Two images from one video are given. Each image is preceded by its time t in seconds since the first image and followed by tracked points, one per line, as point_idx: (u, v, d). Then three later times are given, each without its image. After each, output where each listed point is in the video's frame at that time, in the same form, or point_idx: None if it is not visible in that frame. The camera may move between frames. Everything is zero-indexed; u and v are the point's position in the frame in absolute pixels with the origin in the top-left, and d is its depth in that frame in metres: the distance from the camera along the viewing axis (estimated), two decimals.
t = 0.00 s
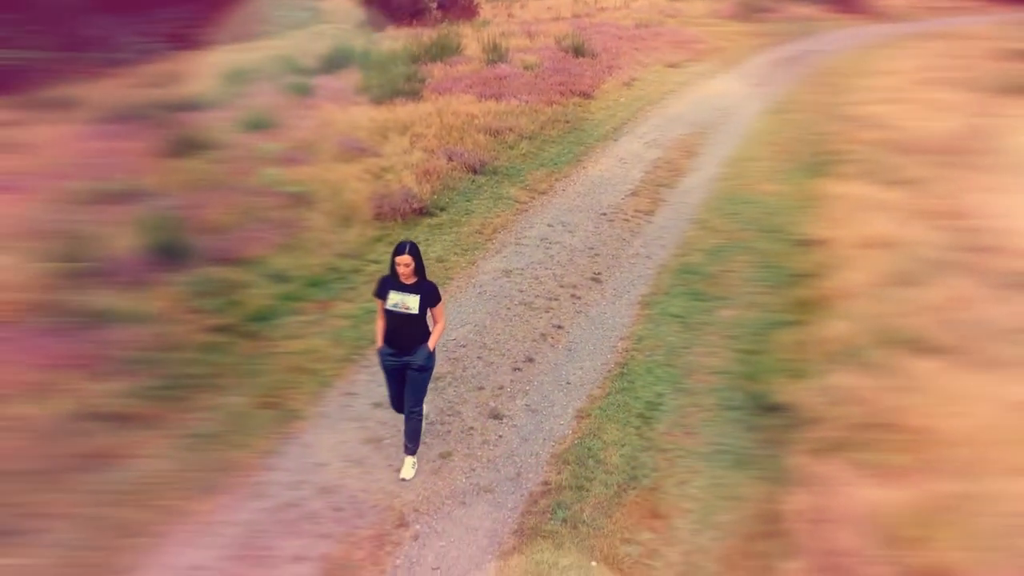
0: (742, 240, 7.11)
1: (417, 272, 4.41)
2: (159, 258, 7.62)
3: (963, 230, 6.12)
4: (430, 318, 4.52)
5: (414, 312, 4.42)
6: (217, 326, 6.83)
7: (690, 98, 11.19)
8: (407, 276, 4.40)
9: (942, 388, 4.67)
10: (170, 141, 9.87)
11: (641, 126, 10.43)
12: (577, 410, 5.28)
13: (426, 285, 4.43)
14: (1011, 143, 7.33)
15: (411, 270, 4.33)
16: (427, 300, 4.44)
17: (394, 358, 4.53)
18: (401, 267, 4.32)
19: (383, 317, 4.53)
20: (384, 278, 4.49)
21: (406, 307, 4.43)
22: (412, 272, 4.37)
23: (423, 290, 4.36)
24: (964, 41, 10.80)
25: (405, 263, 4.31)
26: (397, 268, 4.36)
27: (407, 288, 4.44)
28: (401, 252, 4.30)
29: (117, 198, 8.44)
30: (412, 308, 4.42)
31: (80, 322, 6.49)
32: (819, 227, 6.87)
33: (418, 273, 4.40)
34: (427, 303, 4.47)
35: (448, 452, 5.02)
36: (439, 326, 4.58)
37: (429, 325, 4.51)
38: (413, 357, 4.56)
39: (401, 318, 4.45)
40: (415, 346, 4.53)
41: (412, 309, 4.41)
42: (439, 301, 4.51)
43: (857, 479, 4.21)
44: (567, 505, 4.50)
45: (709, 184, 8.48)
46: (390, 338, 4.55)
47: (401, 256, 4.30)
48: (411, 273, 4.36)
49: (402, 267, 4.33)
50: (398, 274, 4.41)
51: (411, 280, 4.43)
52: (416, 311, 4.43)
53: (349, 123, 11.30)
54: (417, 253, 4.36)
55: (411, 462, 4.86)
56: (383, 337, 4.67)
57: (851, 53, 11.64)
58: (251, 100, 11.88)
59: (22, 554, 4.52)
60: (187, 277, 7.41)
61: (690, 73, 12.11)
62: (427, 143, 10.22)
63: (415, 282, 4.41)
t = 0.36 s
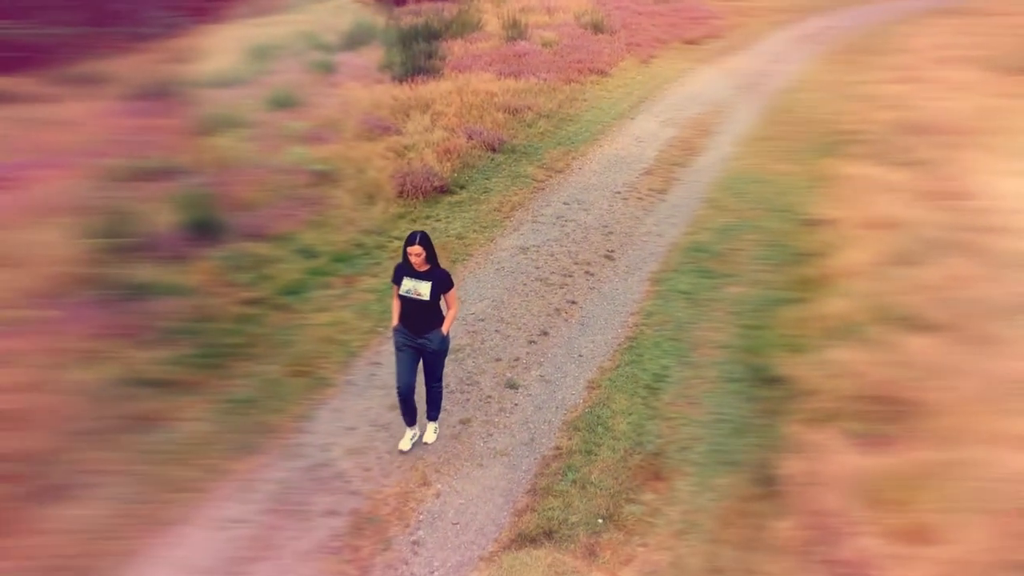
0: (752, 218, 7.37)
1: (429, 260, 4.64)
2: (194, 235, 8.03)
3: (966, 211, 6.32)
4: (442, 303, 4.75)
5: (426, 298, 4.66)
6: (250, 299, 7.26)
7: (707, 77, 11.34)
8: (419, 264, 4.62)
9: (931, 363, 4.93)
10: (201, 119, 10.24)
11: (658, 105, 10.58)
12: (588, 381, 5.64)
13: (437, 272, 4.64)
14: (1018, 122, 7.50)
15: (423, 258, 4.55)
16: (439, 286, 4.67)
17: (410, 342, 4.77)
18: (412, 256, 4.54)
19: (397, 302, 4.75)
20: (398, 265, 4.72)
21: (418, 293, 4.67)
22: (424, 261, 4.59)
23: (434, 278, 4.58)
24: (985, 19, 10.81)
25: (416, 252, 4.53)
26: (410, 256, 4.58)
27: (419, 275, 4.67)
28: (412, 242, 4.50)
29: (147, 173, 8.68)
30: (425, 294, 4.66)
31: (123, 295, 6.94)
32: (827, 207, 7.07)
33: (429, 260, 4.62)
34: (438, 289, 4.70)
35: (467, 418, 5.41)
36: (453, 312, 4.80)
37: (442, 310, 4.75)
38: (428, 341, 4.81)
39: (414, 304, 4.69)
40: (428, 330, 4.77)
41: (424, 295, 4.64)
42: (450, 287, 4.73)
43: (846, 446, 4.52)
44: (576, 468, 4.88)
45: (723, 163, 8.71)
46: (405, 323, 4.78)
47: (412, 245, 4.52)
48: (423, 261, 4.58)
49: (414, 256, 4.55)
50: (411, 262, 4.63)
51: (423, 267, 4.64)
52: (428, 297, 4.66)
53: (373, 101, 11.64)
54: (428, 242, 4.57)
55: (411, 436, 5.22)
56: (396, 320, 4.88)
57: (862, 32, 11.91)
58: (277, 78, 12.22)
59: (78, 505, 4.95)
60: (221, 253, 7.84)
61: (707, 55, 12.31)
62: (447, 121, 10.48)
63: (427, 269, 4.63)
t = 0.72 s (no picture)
0: (767, 203, 7.58)
1: (442, 260, 4.90)
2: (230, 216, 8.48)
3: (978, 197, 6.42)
4: (456, 300, 5.04)
5: (440, 296, 4.92)
6: (284, 278, 7.67)
7: (728, 61, 11.44)
8: (434, 263, 4.88)
9: (933, 346, 5.13)
10: (234, 103, 10.65)
11: (678, 90, 10.73)
12: (604, 359, 5.95)
13: (451, 271, 4.90)
14: None
15: (437, 257, 4.81)
16: (452, 284, 4.95)
17: (425, 337, 5.07)
18: (427, 255, 4.80)
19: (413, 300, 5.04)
20: (413, 265, 4.99)
21: (433, 292, 4.94)
22: (438, 260, 4.84)
23: (448, 276, 4.86)
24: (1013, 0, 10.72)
25: (430, 251, 4.79)
26: (424, 256, 4.84)
27: (433, 274, 4.93)
28: (425, 242, 4.77)
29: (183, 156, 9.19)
30: (439, 292, 4.92)
31: (166, 274, 7.38)
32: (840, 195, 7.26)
33: (443, 259, 4.88)
34: (452, 287, 4.97)
35: (489, 393, 5.76)
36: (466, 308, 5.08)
37: (456, 307, 5.04)
38: (442, 336, 5.12)
39: (429, 302, 4.96)
40: (443, 327, 5.06)
41: (439, 293, 4.91)
42: (463, 285, 5.02)
43: (845, 423, 4.78)
44: (591, 440, 5.21)
45: (741, 148, 8.88)
46: (421, 319, 5.09)
47: (426, 244, 4.77)
48: (437, 261, 4.84)
49: (428, 255, 4.80)
50: (426, 262, 4.89)
51: (438, 266, 4.90)
52: (442, 295, 4.93)
53: (399, 85, 11.93)
54: (441, 242, 4.85)
55: (418, 436, 5.36)
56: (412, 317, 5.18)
57: (881, 16, 11.93)
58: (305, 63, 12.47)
59: (129, 466, 5.39)
60: (256, 233, 8.26)
61: (730, 40, 12.42)
62: (472, 105, 10.75)
63: (441, 269, 4.89)
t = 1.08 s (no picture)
0: (784, 191, 7.81)
1: (454, 254, 5.11)
2: (269, 200, 8.93)
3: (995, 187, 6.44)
4: (466, 294, 5.26)
5: (450, 288, 5.15)
6: (320, 260, 8.10)
7: (752, 48, 11.56)
8: (446, 257, 5.10)
9: (940, 332, 5.30)
10: (271, 89, 11.10)
11: (703, 77, 10.89)
12: (623, 340, 6.28)
13: (461, 265, 5.11)
14: None
15: (448, 250, 5.01)
16: (462, 278, 5.16)
17: (436, 329, 5.32)
18: (439, 247, 5.02)
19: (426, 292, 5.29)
20: (427, 258, 5.23)
21: (443, 284, 5.16)
22: (450, 253, 5.05)
23: (458, 270, 5.06)
24: None
25: (442, 244, 5.01)
26: (436, 249, 5.07)
27: (445, 267, 5.16)
28: (438, 235, 4.99)
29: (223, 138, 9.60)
30: (449, 285, 5.15)
31: (208, 255, 7.84)
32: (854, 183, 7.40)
33: (454, 254, 5.09)
34: (462, 281, 5.19)
35: (513, 370, 6.13)
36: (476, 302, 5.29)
37: (466, 300, 5.26)
38: (452, 329, 5.35)
39: (440, 294, 5.20)
40: (453, 320, 5.30)
41: (449, 285, 5.14)
42: (474, 279, 5.23)
43: (849, 404, 5.05)
44: (608, 416, 5.56)
45: (763, 136, 9.08)
46: (433, 311, 5.34)
47: (439, 237, 5.00)
48: (448, 254, 5.06)
49: (440, 248, 5.02)
50: (438, 256, 5.12)
51: (450, 260, 5.11)
52: (452, 288, 5.15)
53: (429, 71, 12.26)
54: (454, 236, 5.06)
55: (446, 416, 5.73)
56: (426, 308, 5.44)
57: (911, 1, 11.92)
58: (338, 49, 13.15)
59: (180, 432, 5.86)
60: (292, 216, 8.69)
61: (755, 26, 12.56)
62: (499, 92, 11.02)
63: (452, 262, 5.10)
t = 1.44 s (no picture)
0: (801, 182, 8.00)
1: (467, 250, 5.29)
2: (301, 188, 9.33)
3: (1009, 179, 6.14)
4: (479, 288, 5.41)
5: (463, 283, 5.32)
6: (351, 246, 8.49)
7: (773, 40, 11.66)
8: (459, 252, 5.27)
9: (947, 323, 5.29)
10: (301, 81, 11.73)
11: (725, 68, 11.01)
12: (639, 326, 6.59)
13: (474, 261, 5.31)
14: None
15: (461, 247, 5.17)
16: (475, 273, 5.32)
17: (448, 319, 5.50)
18: (452, 244, 5.19)
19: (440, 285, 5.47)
20: (442, 253, 5.40)
21: (457, 279, 5.34)
22: (463, 249, 5.23)
23: (470, 265, 5.24)
24: None
25: (455, 241, 5.16)
26: (450, 246, 5.24)
27: (459, 262, 5.32)
28: (451, 233, 5.12)
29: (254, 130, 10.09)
30: (462, 279, 5.33)
31: (243, 240, 8.24)
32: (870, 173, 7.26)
33: (467, 250, 5.27)
34: (475, 276, 5.35)
35: (534, 354, 6.47)
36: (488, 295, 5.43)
37: (478, 294, 5.41)
38: (464, 320, 5.52)
39: (453, 288, 5.37)
40: (465, 311, 5.47)
41: (462, 280, 5.31)
42: (486, 274, 5.38)
43: (854, 389, 5.20)
44: (624, 398, 5.88)
45: (781, 127, 9.28)
46: (447, 303, 5.53)
47: (451, 236, 5.14)
48: (461, 250, 5.23)
49: (454, 245, 5.20)
50: (452, 251, 5.29)
51: (463, 255, 5.29)
52: (465, 282, 5.33)
53: (455, 62, 12.56)
54: (466, 234, 5.23)
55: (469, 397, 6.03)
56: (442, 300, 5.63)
57: None
58: (366, 41, 13.76)
59: (220, 407, 6.26)
60: (323, 203, 9.12)
61: (779, 16, 12.71)
62: (522, 82, 11.32)
63: (465, 258, 5.28)
